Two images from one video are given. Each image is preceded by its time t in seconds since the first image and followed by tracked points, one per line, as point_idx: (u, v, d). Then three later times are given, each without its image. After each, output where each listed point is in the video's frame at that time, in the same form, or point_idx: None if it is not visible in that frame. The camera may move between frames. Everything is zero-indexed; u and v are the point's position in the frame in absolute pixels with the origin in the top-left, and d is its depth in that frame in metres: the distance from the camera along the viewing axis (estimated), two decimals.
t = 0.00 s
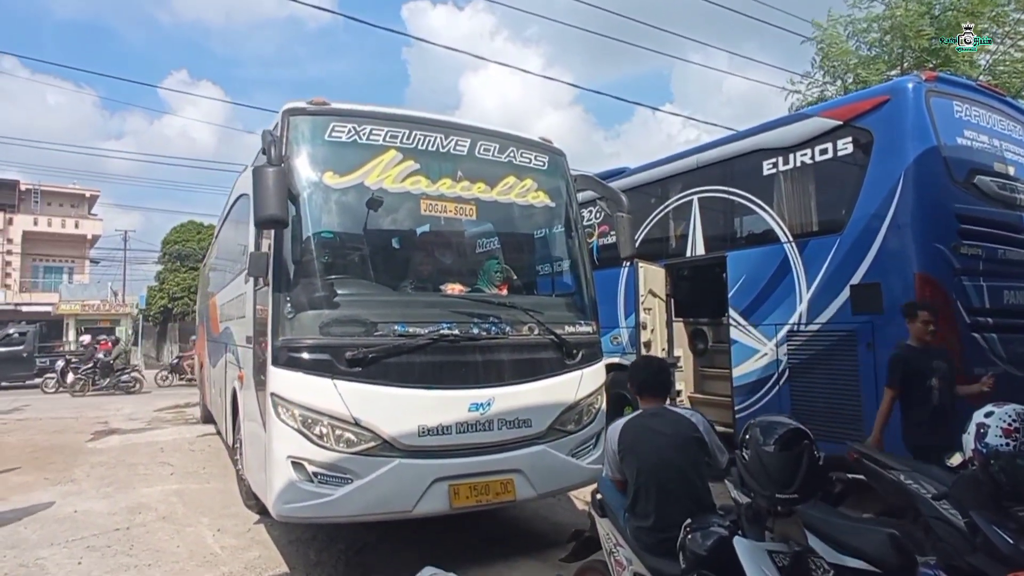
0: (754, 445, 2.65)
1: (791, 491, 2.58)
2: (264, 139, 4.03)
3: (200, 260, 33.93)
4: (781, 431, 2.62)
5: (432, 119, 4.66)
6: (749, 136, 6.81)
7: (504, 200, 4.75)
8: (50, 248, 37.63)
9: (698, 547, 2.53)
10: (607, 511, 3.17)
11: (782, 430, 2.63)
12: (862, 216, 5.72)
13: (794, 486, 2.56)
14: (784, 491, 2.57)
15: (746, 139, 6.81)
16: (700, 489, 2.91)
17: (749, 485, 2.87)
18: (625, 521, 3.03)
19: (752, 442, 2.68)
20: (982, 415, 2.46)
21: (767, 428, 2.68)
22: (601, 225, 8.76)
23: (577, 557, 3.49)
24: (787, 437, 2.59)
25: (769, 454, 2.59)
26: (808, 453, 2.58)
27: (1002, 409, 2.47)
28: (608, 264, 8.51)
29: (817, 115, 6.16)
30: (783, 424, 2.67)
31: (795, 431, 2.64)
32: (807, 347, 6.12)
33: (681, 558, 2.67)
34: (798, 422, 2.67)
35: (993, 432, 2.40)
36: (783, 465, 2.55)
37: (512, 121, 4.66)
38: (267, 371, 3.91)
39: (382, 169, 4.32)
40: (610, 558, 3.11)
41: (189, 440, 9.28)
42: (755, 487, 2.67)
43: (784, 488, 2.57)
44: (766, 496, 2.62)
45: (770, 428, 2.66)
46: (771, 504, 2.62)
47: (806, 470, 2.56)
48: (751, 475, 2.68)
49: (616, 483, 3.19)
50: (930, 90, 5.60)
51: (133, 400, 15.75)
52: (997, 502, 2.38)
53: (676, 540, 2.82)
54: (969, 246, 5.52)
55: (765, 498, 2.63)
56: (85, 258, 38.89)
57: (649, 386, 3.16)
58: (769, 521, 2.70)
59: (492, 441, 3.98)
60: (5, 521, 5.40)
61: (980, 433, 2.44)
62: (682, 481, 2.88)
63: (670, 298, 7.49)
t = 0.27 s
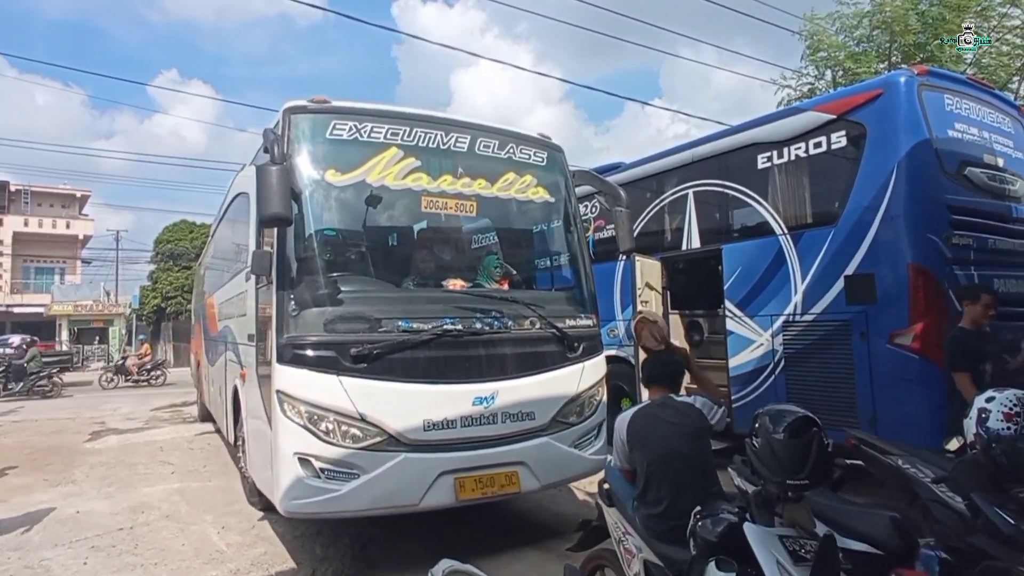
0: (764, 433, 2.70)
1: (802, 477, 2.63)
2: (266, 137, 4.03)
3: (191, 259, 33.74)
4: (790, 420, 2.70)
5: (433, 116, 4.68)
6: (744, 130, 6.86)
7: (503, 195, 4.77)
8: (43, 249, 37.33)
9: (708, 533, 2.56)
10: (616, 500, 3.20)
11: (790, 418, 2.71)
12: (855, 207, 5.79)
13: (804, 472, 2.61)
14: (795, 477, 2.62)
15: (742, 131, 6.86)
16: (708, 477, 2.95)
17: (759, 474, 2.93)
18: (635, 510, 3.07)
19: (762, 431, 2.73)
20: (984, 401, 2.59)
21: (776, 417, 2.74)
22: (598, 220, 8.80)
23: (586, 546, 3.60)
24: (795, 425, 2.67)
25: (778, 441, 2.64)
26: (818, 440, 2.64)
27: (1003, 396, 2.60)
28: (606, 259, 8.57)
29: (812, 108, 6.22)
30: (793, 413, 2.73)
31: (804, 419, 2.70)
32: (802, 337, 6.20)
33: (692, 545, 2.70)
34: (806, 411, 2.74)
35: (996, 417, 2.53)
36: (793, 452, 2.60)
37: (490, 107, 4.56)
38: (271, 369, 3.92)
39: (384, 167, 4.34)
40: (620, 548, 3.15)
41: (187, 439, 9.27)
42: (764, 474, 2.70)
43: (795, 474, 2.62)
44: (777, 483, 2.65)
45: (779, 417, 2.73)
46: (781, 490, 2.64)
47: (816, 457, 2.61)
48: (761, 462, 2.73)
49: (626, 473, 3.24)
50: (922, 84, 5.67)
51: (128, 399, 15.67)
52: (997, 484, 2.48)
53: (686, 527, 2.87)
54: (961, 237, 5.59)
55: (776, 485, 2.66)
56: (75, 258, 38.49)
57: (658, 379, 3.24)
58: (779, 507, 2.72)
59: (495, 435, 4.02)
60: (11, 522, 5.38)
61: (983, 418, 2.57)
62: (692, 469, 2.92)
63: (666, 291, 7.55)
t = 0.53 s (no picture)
0: (768, 418, 2.99)
1: (803, 459, 2.93)
2: (261, 136, 4.05)
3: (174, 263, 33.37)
4: (791, 405, 2.99)
5: (424, 113, 4.73)
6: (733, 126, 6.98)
7: (496, 192, 4.83)
8: (28, 257, 36.81)
9: (710, 516, 2.66)
10: (615, 488, 3.28)
11: (792, 404, 3.00)
12: (845, 201, 5.91)
13: (807, 454, 2.91)
14: (797, 459, 2.92)
15: (729, 127, 6.99)
16: (707, 464, 3.05)
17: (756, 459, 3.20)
18: (635, 497, 3.14)
19: (765, 416, 3.02)
20: (979, 385, 2.54)
21: (777, 402, 3.03)
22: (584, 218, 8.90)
23: (584, 533, 3.47)
24: (797, 409, 2.96)
25: (782, 425, 2.94)
26: (818, 424, 2.95)
27: (997, 380, 2.54)
28: (592, 256, 8.66)
29: (801, 104, 6.34)
30: (793, 399, 3.03)
31: (803, 405, 3.00)
32: (789, 331, 6.34)
33: (693, 528, 2.79)
34: (805, 397, 3.04)
35: (989, 401, 2.47)
36: (796, 435, 2.91)
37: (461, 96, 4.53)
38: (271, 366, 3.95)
39: (378, 165, 4.39)
40: (619, 532, 3.21)
41: (181, 440, 9.22)
42: (768, 457, 3.00)
43: (797, 456, 2.93)
44: (780, 464, 2.96)
45: (780, 403, 3.01)
46: (784, 472, 2.96)
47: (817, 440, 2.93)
48: (764, 446, 3.02)
49: (626, 462, 3.35)
50: (913, 77, 5.79)
51: (118, 403, 15.53)
52: (987, 466, 2.43)
53: (686, 513, 2.96)
54: (949, 230, 5.74)
55: (779, 467, 2.97)
56: (57, 265, 37.74)
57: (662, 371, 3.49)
58: (779, 488, 3.03)
59: (492, 429, 4.07)
60: (13, 523, 5.34)
61: (977, 402, 2.51)
62: (693, 456, 3.02)
63: (653, 288, 7.65)
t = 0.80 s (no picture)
0: (753, 406, 2.91)
1: (785, 444, 2.85)
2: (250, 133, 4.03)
3: (150, 267, 32.98)
4: (775, 393, 2.91)
5: (417, 110, 4.72)
6: (721, 124, 7.02)
7: (489, 190, 4.85)
8: None
9: (697, 501, 2.66)
10: (607, 480, 3.27)
11: (776, 392, 2.92)
12: (825, 198, 5.98)
13: (788, 440, 2.83)
14: (780, 445, 2.84)
15: (718, 125, 7.04)
16: (699, 455, 3.09)
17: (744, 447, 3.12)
18: (625, 486, 3.16)
19: (750, 405, 2.94)
20: (944, 371, 2.71)
21: (762, 391, 2.95)
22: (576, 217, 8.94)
23: (577, 525, 3.49)
24: (780, 398, 2.89)
25: (766, 412, 2.86)
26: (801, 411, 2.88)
27: (959, 366, 2.72)
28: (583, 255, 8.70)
29: (788, 102, 6.40)
30: (777, 388, 2.95)
31: (787, 393, 2.93)
32: (772, 326, 6.40)
33: (681, 514, 2.79)
34: (789, 386, 2.97)
35: (952, 386, 2.64)
36: (779, 422, 2.83)
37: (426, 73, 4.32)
38: (264, 367, 3.93)
39: (370, 162, 4.39)
40: (611, 522, 3.21)
41: (165, 449, 9.12)
42: (751, 444, 2.92)
43: (779, 442, 2.84)
44: (763, 450, 2.88)
45: (765, 391, 2.94)
46: (766, 457, 2.87)
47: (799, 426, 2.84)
48: (749, 434, 2.94)
49: (618, 453, 3.34)
50: (892, 78, 5.87)
51: (99, 413, 15.34)
52: (948, 448, 2.65)
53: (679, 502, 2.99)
54: (919, 228, 5.85)
55: (762, 452, 2.88)
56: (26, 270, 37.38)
57: (648, 363, 3.43)
58: (761, 474, 2.94)
59: (487, 427, 4.09)
60: None
61: (940, 387, 2.69)
62: (685, 446, 3.05)
63: (642, 285, 7.69)
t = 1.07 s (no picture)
0: (735, 408, 3.00)
1: (767, 444, 2.94)
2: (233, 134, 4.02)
3: (123, 267, 32.48)
4: (756, 394, 3.00)
5: (406, 113, 4.74)
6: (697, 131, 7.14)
7: (477, 192, 4.90)
8: None
9: (687, 502, 2.67)
10: (599, 484, 3.30)
11: (756, 393, 3.00)
12: (797, 202, 6.11)
13: (770, 440, 2.91)
14: (762, 445, 2.92)
15: (696, 131, 7.13)
16: (686, 456, 3.15)
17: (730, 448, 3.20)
18: (617, 490, 3.18)
19: (732, 406, 3.02)
20: (908, 367, 2.94)
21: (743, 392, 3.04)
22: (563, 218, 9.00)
23: (572, 529, 3.52)
24: (761, 398, 2.97)
25: (748, 414, 2.95)
26: (782, 411, 2.96)
27: (922, 364, 2.96)
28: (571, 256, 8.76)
29: (758, 113, 6.53)
30: (757, 388, 3.03)
31: (767, 394, 3.01)
32: (753, 324, 6.50)
33: (672, 515, 2.82)
34: (769, 385, 3.05)
35: (917, 381, 2.88)
36: (761, 423, 2.91)
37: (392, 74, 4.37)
38: (246, 376, 3.92)
39: (358, 164, 4.40)
40: (604, 527, 3.20)
41: (135, 462, 9.01)
42: (735, 444, 3.01)
43: (761, 442, 2.92)
44: (747, 450, 2.96)
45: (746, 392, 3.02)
46: (750, 457, 2.96)
47: (780, 427, 2.92)
48: (732, 434, 3.03)
49: (607, 455, 3.34)
50: (851, 93, 6.05)
51: (60, 424, 15.06)
52: (919, 442, 2.82)
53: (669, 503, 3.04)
54: (882, 230, 6.01)
55: (746, 453, 2.97)
56: None
57: (637, 366, 3.44)
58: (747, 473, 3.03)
59: (478, 431, 4.12)
60: None
61: (907, 383, 2.91)
62: (672, 448, 3.11)
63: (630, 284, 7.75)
